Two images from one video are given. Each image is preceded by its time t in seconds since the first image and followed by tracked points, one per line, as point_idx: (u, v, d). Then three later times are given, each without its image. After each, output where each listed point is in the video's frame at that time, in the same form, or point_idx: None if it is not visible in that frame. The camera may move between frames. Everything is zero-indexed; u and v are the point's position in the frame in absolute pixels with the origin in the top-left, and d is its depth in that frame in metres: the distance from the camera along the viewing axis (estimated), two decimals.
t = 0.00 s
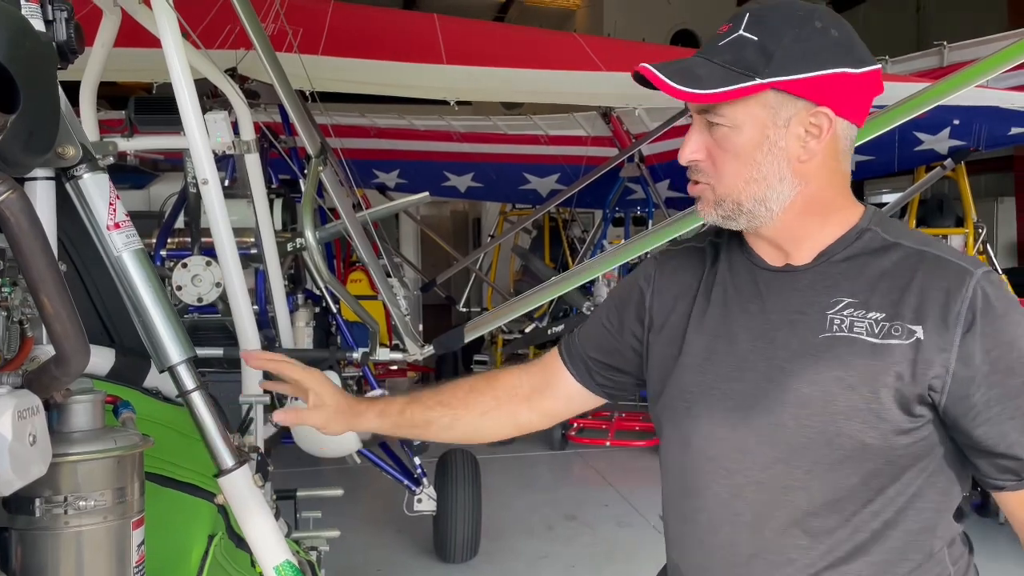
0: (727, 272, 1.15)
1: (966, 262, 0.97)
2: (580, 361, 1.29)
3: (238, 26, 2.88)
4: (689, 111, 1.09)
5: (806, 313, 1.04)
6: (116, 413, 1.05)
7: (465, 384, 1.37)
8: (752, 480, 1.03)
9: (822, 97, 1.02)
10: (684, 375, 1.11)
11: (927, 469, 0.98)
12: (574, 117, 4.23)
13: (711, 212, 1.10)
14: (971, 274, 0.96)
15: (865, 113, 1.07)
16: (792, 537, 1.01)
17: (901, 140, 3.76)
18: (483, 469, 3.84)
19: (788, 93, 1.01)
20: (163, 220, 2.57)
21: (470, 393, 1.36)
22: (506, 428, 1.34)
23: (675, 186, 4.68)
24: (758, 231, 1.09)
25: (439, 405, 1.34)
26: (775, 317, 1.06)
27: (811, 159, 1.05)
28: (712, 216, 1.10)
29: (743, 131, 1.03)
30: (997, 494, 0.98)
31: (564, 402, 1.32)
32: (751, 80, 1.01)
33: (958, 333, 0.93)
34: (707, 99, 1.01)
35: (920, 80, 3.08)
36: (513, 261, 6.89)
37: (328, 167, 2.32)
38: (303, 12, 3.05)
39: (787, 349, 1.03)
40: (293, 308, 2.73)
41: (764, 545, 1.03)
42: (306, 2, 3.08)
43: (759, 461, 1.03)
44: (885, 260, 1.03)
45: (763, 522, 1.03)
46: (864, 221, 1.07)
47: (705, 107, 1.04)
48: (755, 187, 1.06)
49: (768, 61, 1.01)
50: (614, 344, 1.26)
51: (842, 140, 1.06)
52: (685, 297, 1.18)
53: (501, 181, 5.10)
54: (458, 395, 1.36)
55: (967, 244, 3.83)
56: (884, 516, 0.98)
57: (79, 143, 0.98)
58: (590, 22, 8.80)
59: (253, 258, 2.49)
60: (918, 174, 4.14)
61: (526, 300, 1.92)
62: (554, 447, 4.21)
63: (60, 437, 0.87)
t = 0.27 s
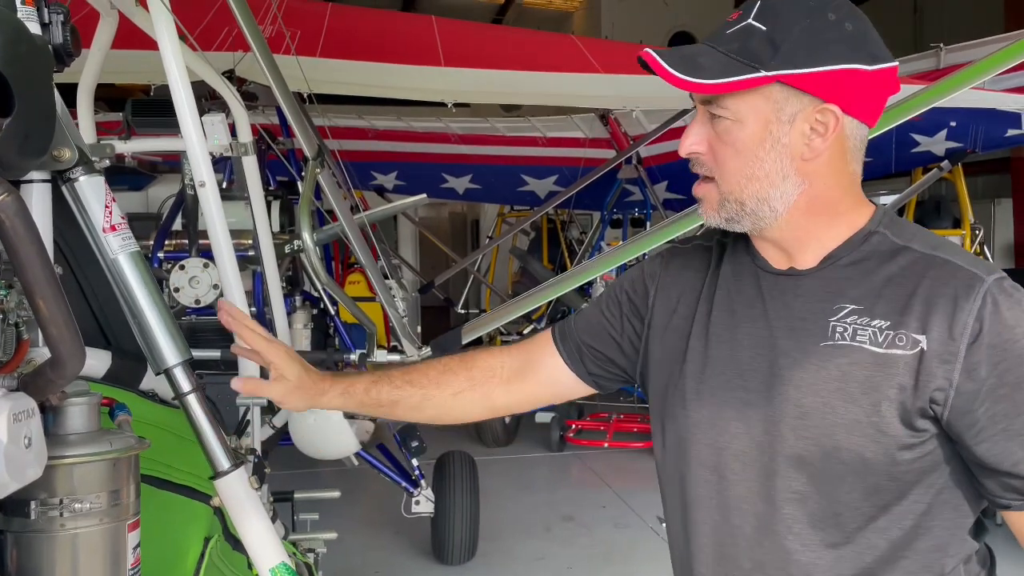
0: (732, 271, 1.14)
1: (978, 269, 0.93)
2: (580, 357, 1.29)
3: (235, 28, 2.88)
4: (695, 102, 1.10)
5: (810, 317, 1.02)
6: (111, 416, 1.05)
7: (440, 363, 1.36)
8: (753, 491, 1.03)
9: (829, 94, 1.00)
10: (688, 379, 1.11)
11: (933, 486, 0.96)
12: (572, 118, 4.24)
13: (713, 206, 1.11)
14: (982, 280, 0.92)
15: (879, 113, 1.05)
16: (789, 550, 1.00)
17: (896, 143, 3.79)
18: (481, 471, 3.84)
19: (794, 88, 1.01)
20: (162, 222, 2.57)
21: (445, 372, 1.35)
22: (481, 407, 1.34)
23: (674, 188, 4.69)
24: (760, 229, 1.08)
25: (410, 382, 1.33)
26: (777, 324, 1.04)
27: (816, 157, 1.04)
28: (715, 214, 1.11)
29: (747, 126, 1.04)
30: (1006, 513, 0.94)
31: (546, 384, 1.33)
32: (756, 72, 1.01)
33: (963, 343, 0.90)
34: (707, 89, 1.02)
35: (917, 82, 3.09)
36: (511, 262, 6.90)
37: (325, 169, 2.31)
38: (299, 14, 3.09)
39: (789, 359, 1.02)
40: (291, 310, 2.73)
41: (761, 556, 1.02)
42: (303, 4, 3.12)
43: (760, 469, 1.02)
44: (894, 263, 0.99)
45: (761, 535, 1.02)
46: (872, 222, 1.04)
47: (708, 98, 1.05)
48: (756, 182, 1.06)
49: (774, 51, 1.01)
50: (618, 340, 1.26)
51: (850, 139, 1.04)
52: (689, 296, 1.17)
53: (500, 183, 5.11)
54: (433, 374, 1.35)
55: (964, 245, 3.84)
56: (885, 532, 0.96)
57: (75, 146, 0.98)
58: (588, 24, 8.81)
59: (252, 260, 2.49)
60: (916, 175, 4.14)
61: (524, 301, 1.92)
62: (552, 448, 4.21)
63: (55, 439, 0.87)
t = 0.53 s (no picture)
0: (728, 273, 1.14)
1: (976, 276, 0.94)
2: (575, 361, 1.28)
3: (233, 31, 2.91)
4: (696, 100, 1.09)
5: (805, 324, 1.02)
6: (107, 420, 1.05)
7: (423, 378, 1.35)
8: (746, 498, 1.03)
9: (832, 95, 1.00)
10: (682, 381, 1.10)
11: (927, 493, 0.96)
12: (570, 122, 4.19)
13: (713, 206, 1.11)
14: (979, 287, 0.92)
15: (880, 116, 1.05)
16: (784, 557, 1.00)
17: (895, 146, 3.80)
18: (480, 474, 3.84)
19: (796, 88, 1.01)
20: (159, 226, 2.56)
21: (428, 389, 1.34)
22: (471, 417, 1.33)
23: (672, 190, 4.69)
24: (758, 230, 1.08)
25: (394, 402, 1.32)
26: (772, 329, 1.04)
27: (817, 159, 1.04)
28: (713, 212, 1.11)
29: (749, 124, 1.03)
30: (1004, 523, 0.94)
31: (537, 389, 1.32)
32: (759, 72, 1.00)
33: (961, 350, 0.90)
34: (712, 87, 1.01)
35: (915, 85, 3.10)
36: (510, 264, 6.90)
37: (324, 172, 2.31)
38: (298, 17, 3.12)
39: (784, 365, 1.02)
40: (290, 313, 2.73)
41: (754, 563, 1.03)
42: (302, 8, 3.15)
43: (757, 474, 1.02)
44: (891, 270, 1.00)
45: (755, 541, 1.03)
46: (868, 227, 1.05)
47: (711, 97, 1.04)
48: (756, 182, 1.05)
49: (778, 50, 1.00)
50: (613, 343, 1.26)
51: (852, 142, 1.04)
52: (684, 299, 1.17)
53: (498, 185, 5.11)
54: (418, 391, 1.34)
55: (962, 247, 3.85)
56: (879, 540, 0.97)
57: (71, 151, 0.98)
58: (586, 27, 8.81)
59: (250, 264, 2.49)
60: (914, 178, 4.15)
61: (521, 305, 1.92)
62: (551, 451, 4.21)
63: (51, 445, 0.87)
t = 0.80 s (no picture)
0: (713, 277, 1.15)
1: (947, 290, 0.95)
2: (559, 344, 1.30)
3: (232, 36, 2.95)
4: (693, 112, 1.11)
5: (783, 331, 1.03)
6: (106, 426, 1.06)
7: (419, 333, 1.37)
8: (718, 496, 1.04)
9: (825, 110, 1.02)
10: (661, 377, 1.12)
11: (894, 498, 0.98)
12: (570, 125, 4.21)
13: (704, 213, 1.11)
14: (950, 301, 0.94)
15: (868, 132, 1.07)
16: (755, 559, 1.02)
17: (894, 149, 3.80)
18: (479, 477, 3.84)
19: (791, 102, 1.03)
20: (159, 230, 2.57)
21: (423, 343, 1.36)
22: (456, 382, 1.35)
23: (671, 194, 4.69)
24: (747, 240, 1.09)
25: (389, 347, 1.34)
26: (751, 334, 1.05)
27: (808, 171, 1.06)
28: (705, 220, 1.12)
29: (744, 136, 1.05)
30: (971, 526, 0.95)
31: (524, 367, 1.34)
32: (755, 84, 1.02)
33: (930, 362, 0.91)
34: (711, 98, 1.02)
35: (914, 88, 3.11)
36: (510, 268, 6.90)
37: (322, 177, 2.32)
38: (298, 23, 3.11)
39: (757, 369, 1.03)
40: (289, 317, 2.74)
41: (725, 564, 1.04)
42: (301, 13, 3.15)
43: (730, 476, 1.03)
44: (865, 282, 1.01)
45: (726, 540, 1.04)
46: (848, 239, 1.06)
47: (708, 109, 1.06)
48: (749, 193, 1.07)
49: (774, 65, 1.02)
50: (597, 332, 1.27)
51: (840, 157, 1.07)
52: (668, 299, 1.18)
53: (498, 189, 5.12)
54: (413, 343, 1.36)
55: (961, 251, 3.85)
56: (846, 540, 0.99)
57: (70, 157, 0.98)
58: (587, 30, 8.80)
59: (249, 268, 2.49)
60: (913, 181, 4.15)
61: (518, 309, 1.93)
62: (550, 455, 4.21)
63: (49, 450, 0.87)
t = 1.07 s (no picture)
0: (681, 276, 1.12)
1: (906, 299, 0.96)
2: (521, 294, 1.23)
3: (235, 40, 2.94)
4: (662, 120, 1.07)
5: (748, 337, 1.02)
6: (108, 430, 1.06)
7: (370, 233, 1.26)
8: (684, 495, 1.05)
9: (794, 125, 1.01)
10: (639, 385, 1.10)
11: (863, 498, 0.99)
12: (573, 130, 4.21)
13: (670, 221, 1.08)
14: (909, 309, 0.95)
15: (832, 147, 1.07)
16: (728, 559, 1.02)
17: (896, 152, 3.79)
18: (480, 481, 3.84)
19: (761, 116, 1.01)
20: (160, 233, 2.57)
21: (371, 243, 1.24)
22: (394, 296, 1.23)
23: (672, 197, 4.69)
24: (712, 247, 1.06)
25: (334, 237, 1.22)
26: (720, 339, 1.03)
27: (774, 184, 1.05)
28: (671, 228, 1.08)
29: (714, 147, 1.02)
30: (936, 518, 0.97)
31: (475, 296, 1.25)
32: (727, 98, 1.00)
33: (893, 370, 0.92)
34: (684, 111, 0.99)
35: (916, 93, 3.11)
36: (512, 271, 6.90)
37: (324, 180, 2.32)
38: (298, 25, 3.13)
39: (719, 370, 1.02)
40: (290, 320, 2.74)
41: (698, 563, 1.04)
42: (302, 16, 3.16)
43: (701, 479, 1.03)
44: (827, 290, 1.01)
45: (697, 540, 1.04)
46: (812, 247, 1.05)
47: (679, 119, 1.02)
48: (716, 203, 1.04)
49: (746, 80, 1.00)
50: (561, 305, 1.22)
51: (805, 170, 1.05)
52: (643, 293, 1.14)
53: (499, 192, 5.12)
54: (360, 241, 1.24)
55: (963, 255, 3.87)
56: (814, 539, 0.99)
57: (73, 161, 0.98)
58: (590, 34, 8.81)
59: (251, 270, 2.50)
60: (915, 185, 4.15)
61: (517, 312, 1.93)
62: (551, 458, 4.20)
63: (51, 454, 0.87)
